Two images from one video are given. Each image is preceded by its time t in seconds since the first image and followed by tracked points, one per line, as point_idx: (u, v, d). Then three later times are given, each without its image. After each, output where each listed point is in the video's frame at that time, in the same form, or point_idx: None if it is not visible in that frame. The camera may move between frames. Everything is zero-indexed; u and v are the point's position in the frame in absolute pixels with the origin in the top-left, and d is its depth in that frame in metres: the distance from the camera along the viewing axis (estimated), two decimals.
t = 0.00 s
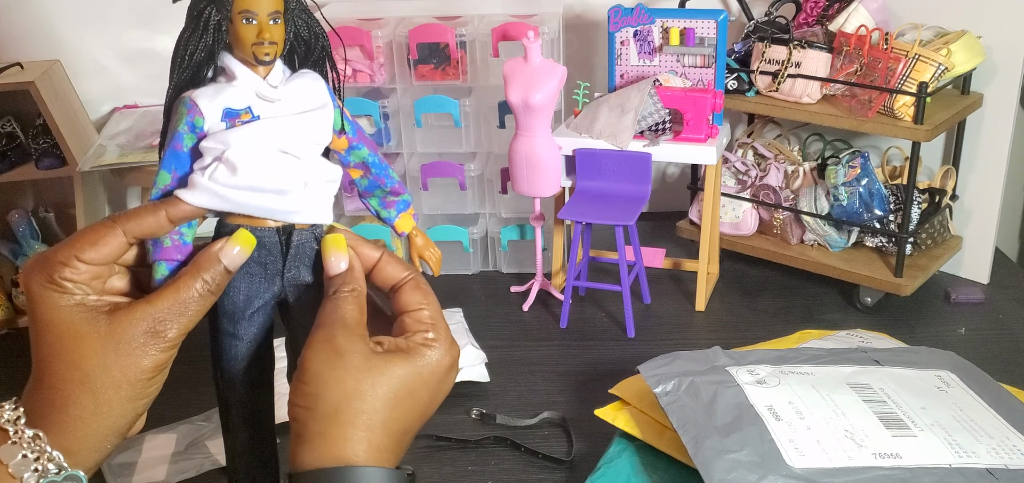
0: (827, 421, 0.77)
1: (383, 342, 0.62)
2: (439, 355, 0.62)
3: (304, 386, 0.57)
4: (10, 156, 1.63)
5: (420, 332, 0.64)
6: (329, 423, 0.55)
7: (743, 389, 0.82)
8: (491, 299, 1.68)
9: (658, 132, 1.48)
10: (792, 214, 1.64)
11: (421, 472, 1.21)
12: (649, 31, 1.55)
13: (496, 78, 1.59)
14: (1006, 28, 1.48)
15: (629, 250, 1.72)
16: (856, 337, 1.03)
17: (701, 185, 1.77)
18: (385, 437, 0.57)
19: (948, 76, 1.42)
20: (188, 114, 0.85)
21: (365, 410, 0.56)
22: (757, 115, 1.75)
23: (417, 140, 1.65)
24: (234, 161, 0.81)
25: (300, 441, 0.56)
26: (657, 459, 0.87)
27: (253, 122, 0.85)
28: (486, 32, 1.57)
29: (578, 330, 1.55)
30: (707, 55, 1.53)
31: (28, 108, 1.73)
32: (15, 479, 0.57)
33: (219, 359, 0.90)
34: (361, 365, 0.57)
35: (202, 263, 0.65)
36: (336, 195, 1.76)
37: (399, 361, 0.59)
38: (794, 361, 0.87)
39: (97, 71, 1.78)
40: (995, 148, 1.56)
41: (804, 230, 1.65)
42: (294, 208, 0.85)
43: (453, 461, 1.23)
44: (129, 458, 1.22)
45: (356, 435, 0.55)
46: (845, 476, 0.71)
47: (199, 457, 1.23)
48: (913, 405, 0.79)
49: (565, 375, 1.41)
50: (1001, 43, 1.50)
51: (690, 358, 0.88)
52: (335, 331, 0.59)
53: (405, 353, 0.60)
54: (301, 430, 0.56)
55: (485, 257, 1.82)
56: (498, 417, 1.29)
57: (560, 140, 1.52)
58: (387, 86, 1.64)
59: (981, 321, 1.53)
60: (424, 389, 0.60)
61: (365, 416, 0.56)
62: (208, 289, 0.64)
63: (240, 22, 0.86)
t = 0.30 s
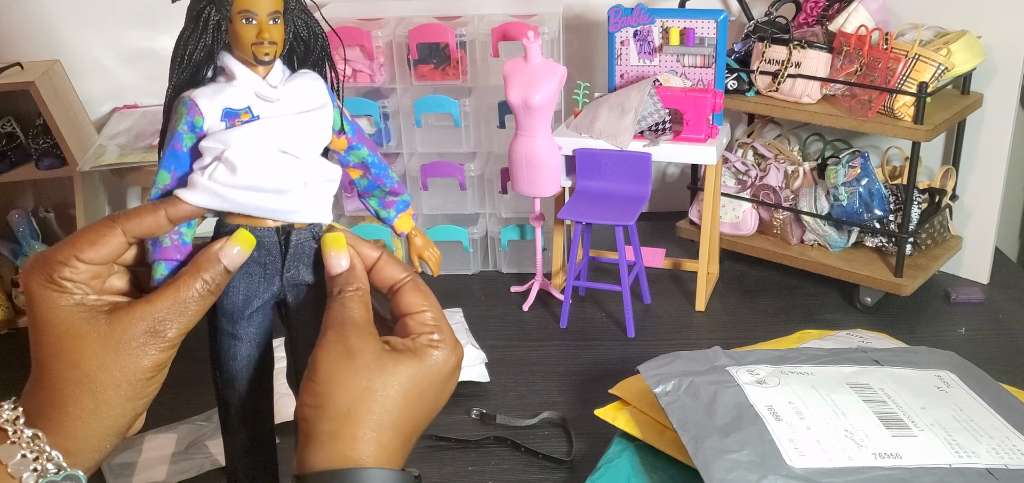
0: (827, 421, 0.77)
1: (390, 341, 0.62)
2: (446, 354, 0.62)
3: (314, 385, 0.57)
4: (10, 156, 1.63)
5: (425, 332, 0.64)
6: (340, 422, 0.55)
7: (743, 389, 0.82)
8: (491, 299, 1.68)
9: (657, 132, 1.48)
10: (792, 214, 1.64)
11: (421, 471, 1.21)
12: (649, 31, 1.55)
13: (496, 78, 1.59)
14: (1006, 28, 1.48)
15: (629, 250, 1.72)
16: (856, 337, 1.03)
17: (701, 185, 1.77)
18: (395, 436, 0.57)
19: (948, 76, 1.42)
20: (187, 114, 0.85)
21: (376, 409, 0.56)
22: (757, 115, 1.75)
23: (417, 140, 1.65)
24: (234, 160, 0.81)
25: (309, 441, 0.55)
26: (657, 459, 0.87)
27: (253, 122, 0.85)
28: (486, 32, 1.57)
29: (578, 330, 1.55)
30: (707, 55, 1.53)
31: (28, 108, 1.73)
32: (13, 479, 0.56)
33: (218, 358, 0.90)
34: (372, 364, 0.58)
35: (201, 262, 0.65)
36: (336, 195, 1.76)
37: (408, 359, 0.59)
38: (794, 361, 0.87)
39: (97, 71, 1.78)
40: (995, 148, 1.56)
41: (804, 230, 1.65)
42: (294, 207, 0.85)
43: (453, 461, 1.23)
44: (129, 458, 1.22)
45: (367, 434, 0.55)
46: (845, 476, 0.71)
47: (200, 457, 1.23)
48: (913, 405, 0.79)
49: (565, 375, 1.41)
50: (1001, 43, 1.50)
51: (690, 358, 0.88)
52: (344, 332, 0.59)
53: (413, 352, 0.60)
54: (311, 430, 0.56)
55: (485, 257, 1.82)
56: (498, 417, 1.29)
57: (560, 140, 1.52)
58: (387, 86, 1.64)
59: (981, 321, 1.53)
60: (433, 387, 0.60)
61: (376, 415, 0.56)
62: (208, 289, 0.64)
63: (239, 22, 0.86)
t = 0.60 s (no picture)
0: (827, 421, 0.77)
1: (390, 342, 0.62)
2: (446, 356, 0.62)
3: (315, 388, 0.57)
4: (10, 156, 1.63)
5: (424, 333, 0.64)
6: (340, 425, 0.55)
7: (743, 389, 0.82)
8: (491, 299, 1.68)
9: (657, 132, 1.48)
10: (792, 214, 1.64)
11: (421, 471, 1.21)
12: (649, 31, 1.55)
13: (496, 78, 1.59)
14: (1006, 28, 1.48)
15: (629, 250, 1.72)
16: (856, 337, 1.03)
17: (701, 185, 1.77)
18: (396, 440, 0.57)
19: (948, 76, 1.42)
20: (188, 114, 0.85)
21: (376, 412, 0.56)
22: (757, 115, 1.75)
23: (416, 141, 1.65)
24: (234, 161, 0.81)
25: (309, 443, 0.56)
26: (657, 459, 0.87)
27: (253, 123, 0.85)
28: (487, 32, 1.57)
29: (578, 330, 1.55)
30: (707, 55, 1.53)
31: (28, 109, 1.73)
32: (13, 480, 0.56)
33: (218, 360, 0.90)
34: (372, 367, 0.58)
35: (200, 263, 0.65)
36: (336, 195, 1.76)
37: (408, 361, 0.59)
38: (794, 361, 0.87)
39: (96, 71, 1.78)
40: (995, 148, 1.56)
41: (804, 230, 1.65)
42: (294, 207, 0.85)
43: (453, 461, 1.23)
44: (129, 458, 1.22)
45: (367, 438, 0.55)
46: (845, 476, 0.71)
47: (200, 457, 1.23)
48: (913, 405, 0.79)
49: (565, 375, 1.42)
50: (1001, 43, 1.50)
51: (690, 358, 0.88)
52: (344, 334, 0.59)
53: (412, 353, 0.60)
54: (311, 433, 0.56)
55: (485, 257, 1.82)
56: (498, 417, 1.29)
57: (560, 140, 1.52)
58: (387, 86, 1.64)
59: (981, 321, 1.53)
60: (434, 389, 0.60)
61: (374, 418, 0.56)
62: (207, 288, 0.64)
63: (239, 22, 0.86)
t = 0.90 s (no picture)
0: (827, 421, 0.77)
1: (379, 339, 0.62)
2: (435, 350, 0.62)
3: (298, 388, 0.57)
4: (10, 156, 1.63)
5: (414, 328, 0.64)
6: (322, 423, 0.55)
7: (743, 389, 0.82)
8: (491, 299, 1.68)
9: (657, 132, 1.48)
10: (792, 214, 1.64)
11: (421, 471, 1.21)
12: (649, 31, 1.55)
13: (496, 78, 1.60)
14: (1006, 28, 1.48)
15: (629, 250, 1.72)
16: (856, 337, 1.03)
17: (701, 184, 1.77)
18: (381, 437, 0.56)
19: (948, 76, 1.42)
20: (189, 115, 0.85)
21: (359, 409, 0.56)
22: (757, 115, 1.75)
23: (416, 141, 1.65)
24: (236, 163, 0.81)
25: (296, 444, 0.56)
26: (657, 459, 0.87)
27: (256, 124, 0.85)
28: (487, 32, 1.57)
29: (578, 330, 1.55)
30: (707, 55, 1.53)
31: (28, 109, 1.73)
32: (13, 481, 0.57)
33: (219, 359, 0.90)
34: (355, 363, 0.58)
35: (201, 264, 0.64)
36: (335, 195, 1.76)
37: (393, 359, 0.59)
38: (794, 361, 0.87)
39: (96, 71, 1.78)
40: (995, 148, 1.57)
41: (804, 230, 1.65)
42: (297, 209, 0.85)
43: (453, 461, 1.23)
44: (129, 458, 1.22)
45: (350, 435, 0.55)
46: (845, 476, 0.71)
47: (200, 457, 1.23)
48: (913, 405, 0.79)
49: (565, 375, 1.42)
50: (1001, 43, 1.50)
51: (690, 358, 0.88)
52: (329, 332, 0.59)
53: (399, 349, 0.60)
54: (297, 433, 0.56)
55: (485, 257, 1.82)
56: (498, 418, 1.30)
57: (560, 140, 1.52)
58: (387, 86, 1.64)
59: (981, 321, 1.53)
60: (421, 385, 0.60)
61: (358, 415, 0.56)
62: (208, 291, 0.64)
63: (242, 23, 0.86)
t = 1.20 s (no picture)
0: (827, 421, 0.77)
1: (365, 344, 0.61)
2: (414, 355, 0.60)
3: (273, 397, 0.57)
4: (10, 156, 1.63)
5: (397, 331, 0.62)
6: (293, 431, 0.55)
7: (743, 389, 0.82)
8: (491, 299, 1.68)
9: (657, 132, 1.48)
10: (792, 214, 1.64)
11: (421, 471, 1.21)
12: (649, 31, 1.55)
13: (496, 78, 1.60)
14: (1006, 28, 1.48)
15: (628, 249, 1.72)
16: (856, 337, 1.03)
17: (701, 185, 1.77)
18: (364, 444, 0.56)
19: (948, 76, 1.42)
20: (188, 115, 0.85)
21: (330, 415, 0.55)
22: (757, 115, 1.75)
23: (416, 141, 1.65)
24: (234, 163, 0.81)
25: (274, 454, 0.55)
26: (657, 459, 0.87)
27: (255, 124, 0.85)
28: (487, 32, 1.57)
29: (578, 330, 1.55)
30: (707, 55, 1.53)
31: (28, 109, 1.73)
32: (12, 480, 0.57)
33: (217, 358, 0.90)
34: (337, 373, 0.57)
35: (200, 264, 0.64)
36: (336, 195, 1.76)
37: (367, 366, 0.58)
38: (794, 361, 0.87)
39: (96, 71, 1.78)
40: (995, 148, 1.56)
41: (804, 230, 1.65)
42: (297, 209, 0.85)
43: (453, 461, 1.23)
44: (129, 458, 1.22)
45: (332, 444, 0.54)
46: (845, 476, 0.71)
47: (200, 457, 1.23)
48: (913, 405, 0.79)
49: (565, 375, 1.41)
50: (1001, 43, 1.50)
51: (690, 358, 0.88)
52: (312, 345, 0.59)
53: (375, 355, 0.59)
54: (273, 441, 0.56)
55: (485, 257, 1.82)
56: (498, 417, 1.30)
57: (560, 140, 1.52)
58: (387, 86, 1.64)
59: (981, 321, 1.53)
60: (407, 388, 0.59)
61: (327, 422, 0.55)
62: (208, 290, 0.63)
63: (241, 23, 0.86)
